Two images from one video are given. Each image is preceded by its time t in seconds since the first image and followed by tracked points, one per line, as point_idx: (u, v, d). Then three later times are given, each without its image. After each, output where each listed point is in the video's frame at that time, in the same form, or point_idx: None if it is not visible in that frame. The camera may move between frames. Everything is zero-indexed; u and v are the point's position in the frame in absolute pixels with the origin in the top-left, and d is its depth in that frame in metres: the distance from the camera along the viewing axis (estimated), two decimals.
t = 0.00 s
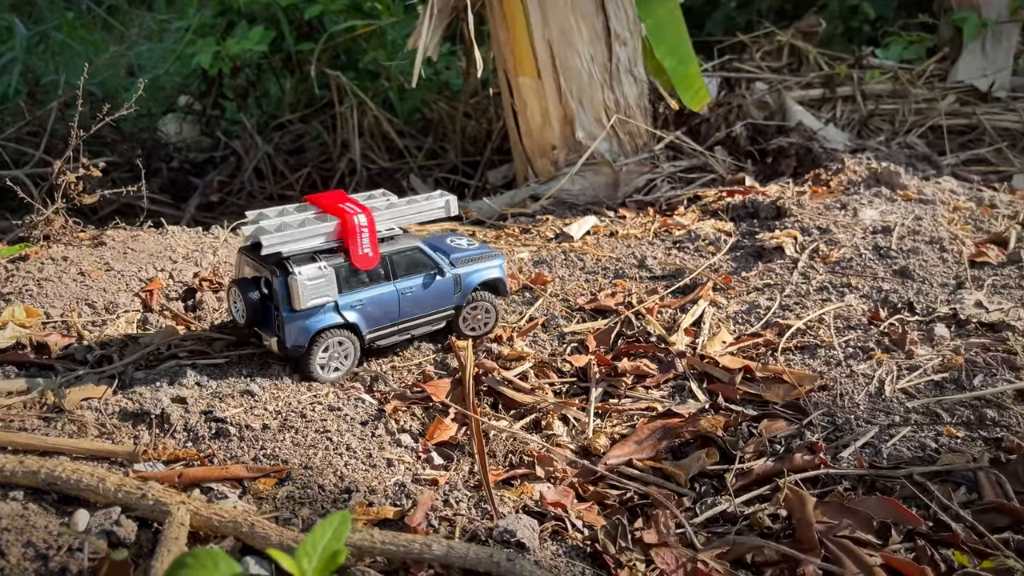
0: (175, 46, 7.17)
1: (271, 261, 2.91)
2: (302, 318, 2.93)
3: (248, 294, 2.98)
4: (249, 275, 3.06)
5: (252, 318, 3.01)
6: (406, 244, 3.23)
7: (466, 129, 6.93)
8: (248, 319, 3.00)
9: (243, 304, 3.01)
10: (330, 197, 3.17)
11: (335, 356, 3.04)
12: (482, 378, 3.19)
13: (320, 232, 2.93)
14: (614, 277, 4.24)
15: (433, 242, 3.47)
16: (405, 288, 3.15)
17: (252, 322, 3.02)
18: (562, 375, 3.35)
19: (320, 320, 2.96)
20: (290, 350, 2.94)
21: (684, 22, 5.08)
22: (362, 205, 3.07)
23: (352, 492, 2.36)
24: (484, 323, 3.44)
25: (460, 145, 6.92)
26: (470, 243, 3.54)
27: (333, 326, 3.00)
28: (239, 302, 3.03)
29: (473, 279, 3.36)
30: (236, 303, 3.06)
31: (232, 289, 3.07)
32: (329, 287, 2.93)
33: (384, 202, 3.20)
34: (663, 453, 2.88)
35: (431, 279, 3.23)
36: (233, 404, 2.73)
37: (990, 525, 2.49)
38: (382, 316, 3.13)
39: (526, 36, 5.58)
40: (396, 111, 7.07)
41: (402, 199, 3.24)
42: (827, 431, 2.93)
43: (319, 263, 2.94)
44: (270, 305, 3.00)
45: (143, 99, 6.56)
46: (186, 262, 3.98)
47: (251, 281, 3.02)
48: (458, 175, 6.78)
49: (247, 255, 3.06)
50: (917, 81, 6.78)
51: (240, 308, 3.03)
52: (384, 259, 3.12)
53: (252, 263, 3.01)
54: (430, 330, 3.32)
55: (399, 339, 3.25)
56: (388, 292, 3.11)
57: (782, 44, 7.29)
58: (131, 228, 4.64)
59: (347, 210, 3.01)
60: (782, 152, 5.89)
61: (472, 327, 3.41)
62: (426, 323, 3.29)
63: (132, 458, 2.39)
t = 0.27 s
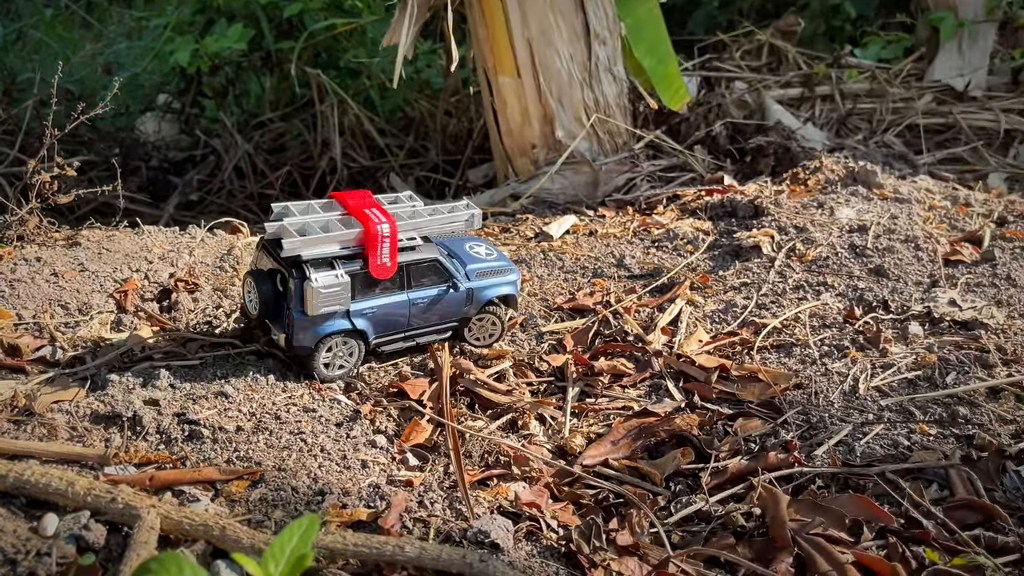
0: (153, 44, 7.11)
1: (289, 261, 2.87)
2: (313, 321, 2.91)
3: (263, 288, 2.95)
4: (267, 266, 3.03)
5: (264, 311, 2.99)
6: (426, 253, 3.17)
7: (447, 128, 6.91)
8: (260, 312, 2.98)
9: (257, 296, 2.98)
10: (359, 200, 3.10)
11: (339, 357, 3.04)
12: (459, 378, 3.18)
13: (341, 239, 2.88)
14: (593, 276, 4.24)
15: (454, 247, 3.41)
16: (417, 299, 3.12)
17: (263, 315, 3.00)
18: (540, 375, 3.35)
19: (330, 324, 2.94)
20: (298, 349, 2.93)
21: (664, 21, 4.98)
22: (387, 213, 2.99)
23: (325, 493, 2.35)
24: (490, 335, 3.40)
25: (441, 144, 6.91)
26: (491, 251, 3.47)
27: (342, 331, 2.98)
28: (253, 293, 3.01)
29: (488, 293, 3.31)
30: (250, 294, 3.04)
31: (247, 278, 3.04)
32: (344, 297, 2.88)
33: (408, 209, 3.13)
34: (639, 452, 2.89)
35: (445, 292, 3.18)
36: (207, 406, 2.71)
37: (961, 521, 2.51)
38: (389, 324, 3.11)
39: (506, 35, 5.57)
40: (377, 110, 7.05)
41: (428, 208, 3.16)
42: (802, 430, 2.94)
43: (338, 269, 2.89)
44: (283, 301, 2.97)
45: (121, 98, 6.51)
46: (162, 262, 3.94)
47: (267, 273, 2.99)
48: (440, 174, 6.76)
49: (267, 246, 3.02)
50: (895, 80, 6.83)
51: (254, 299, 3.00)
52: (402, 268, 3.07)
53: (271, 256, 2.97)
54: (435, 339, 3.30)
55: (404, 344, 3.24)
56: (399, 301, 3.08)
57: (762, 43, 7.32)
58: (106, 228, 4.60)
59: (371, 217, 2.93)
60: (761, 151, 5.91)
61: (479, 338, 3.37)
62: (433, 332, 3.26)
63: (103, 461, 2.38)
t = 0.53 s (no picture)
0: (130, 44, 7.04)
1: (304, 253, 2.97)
2: (325, 312, 2.97)
3: (278, 280, 3.01)
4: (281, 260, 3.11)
5: (278, 303, 3.05)
6: (439, 255, 3.24)
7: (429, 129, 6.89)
8: (274, 303, 3.04)
9: (271, 289, 3.04)
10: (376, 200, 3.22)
11: (349, 354, 3.09)
12: (436, 384, 3.17)
13: (356, 233, 2.98)
14: (572, 279, 4.24)
15: (468, 256, 3.47)
16: (428, 299, 3.17)
17: (276, 307, 3.06)
18: (517, 380, 3.35)
19: (341, 316, 3.00)
20: (310, 340, 2.99)
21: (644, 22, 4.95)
22: (402, 213, 3.10)
23: (299, 503, 2.34)
24: (500, 346, 3.43)
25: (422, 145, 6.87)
26: (504, 263, 3.52)
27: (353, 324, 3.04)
28: (267, 285, 3.07)
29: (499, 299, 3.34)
30: (264, 287, 3.10)
31: (262, 271, 3.11)
32: (355, 288, 2.96)
33: (423, 211, 3.23)
34: (616, 458, 2.89)
35: (456, 293, 3.23)
36: (180, 414, 2.69)
37: (933, 525, 2.53)
38: (400, 322, 3.15)
39: (485, 37, 5.56)
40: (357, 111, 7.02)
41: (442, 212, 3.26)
42: (777, 434, 2.95)
43: (350, 262, 2.98)
44: (296, 293, 3.04)
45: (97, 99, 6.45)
46: (137, 266, 3.91)
47: (282, 266, 3.06)
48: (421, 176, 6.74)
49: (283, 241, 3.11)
50: (872, 82, 6.87)
51: (269, 291, 3.06)
52: (414, 267, 3.14)
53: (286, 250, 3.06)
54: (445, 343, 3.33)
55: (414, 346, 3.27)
56: (411, 299, 3.13)
57: (742, 45, 7.35)
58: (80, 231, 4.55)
59: (386, 215, 3.04)
60: (740, 153, 5.92)
61: (489, 344, 3.40)
62: (442, 336, 3.29)
63: (73, 472, 2.35)
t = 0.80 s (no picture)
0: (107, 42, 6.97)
1: (313, 256, 2.98)
2: (330, 316, 2.99)
3: (285, 278, 3.06)
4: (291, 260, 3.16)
5: (285, 301, 3.10)
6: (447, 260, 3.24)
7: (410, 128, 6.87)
8: (280, 301, 3.08)
9: (279, 287, 3.09)
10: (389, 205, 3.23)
11: (350, 357, 3.12)
12: (413, 385, 3.16)
13: (365, 239, 2.99)
14: (551, 279, 4.24)
15: (477, 258, 3.47)
16: (434, 305, 3.18)
17: (282, 305, 3.11)
18: (495, 381, 3.34)
19: (345, 321, 3.02)
20: (313, 341, 3.02)
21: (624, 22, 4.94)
22: (413, 220, 3.10)
23: (273, 506, 2.33)
24: (503, 349, 3.43)
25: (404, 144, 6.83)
26: (512, 266, 3.52)
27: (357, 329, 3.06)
28: (275, 283, 3.12)
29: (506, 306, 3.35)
30: (272, 284, 3.15)
31: (271, 269, 3.17)
32: (361, 295, 2.98)
33: (434, 216, 3.23)
34: (593, 458, 2.89)
35: (463, 300, 3.24)
36: (153, 418, 2.66)
37: (906, 524, 2.55)
38: (404, 327, 3.17)
39: (465, 37, 5.57)
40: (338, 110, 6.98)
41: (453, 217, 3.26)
42: (754, 434, 2.97)
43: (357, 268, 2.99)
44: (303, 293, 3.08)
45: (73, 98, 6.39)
46: (111, 267, 3.87)
47: (290, 265, 3.11)
48: (402, 175, 6.72)
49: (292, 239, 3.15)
50: (851, 82, 6.91)
51: (277, 288, 3.12)
52: (422, 273, 3.14)
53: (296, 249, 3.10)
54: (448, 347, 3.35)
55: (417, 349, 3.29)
56: (417, 305, 3.14)
57: (722, 44, 7.37)
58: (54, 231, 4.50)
59: (396, 222, 3.05)
60: (718, 153, 5.91)
61: (493, 347, 3.41)
62: (446, 340, 3.31)
63: (43, 477, 2.33)
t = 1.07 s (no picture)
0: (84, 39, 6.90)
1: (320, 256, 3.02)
2: (335, 315, 3.02)
3: (291, 277, 3.11)
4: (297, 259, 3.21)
5: (292, 299, 3.14)
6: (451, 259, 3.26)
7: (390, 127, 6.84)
8: (287, 299, 3.13)
9: (285, 285, 3.14)
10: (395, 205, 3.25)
11: (355, 357, 3.14)
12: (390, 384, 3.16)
13: (371, 239, 3.01)
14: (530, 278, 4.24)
15: (483, 258, 3.49)
16: (439, 304, 3.20)
17: (288, 303, 3.15)
18: (473, 379, 3.34)
19: (350, 321, 3.04)
20: (318, 340, 3.04)
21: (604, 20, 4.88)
22: (418, 221, 3.12)
23: (245, 508, 2.31)
24: (509, 346, 3.44)
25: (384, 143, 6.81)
26: (519, 265, 3.53)
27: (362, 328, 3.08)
28: (282, 282, 3.17)
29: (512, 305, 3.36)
30: (280, 283, 3.21)
31: (279, 268, 3.22)
32: (367, 294, 3.00)
33: (440, 218, 3.25)
34: (569, 456, 2.90)
35: (468, 299, 3.25)
36: (125, 419, 2.64)
37: (878, 520, 2.57)
38: (409, 326, 3.19)
39: (443, 35, 5.53)
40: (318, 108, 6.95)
41: (459, 218, 3.28)
42: (729, 431, 2.98)
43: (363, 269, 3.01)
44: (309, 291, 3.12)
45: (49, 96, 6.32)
46: (85, 267, 3.83)
47: (297, 264, 3.16)
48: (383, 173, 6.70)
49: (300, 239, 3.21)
50: (829, 81, 6.95)
51: (283, 287, 3.16)
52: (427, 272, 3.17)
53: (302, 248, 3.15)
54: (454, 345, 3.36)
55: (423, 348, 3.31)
56: (421, 304, 3.16)
57: (701, 43, 7.39)
58: (27, 231, 4.45)
59: (402, 223, 3.07)
60: (697, 152, 5.90)
61: (500, 346, 3.43)
62: (451, 338, 3.33)
63: (12, 480, 2.31)
